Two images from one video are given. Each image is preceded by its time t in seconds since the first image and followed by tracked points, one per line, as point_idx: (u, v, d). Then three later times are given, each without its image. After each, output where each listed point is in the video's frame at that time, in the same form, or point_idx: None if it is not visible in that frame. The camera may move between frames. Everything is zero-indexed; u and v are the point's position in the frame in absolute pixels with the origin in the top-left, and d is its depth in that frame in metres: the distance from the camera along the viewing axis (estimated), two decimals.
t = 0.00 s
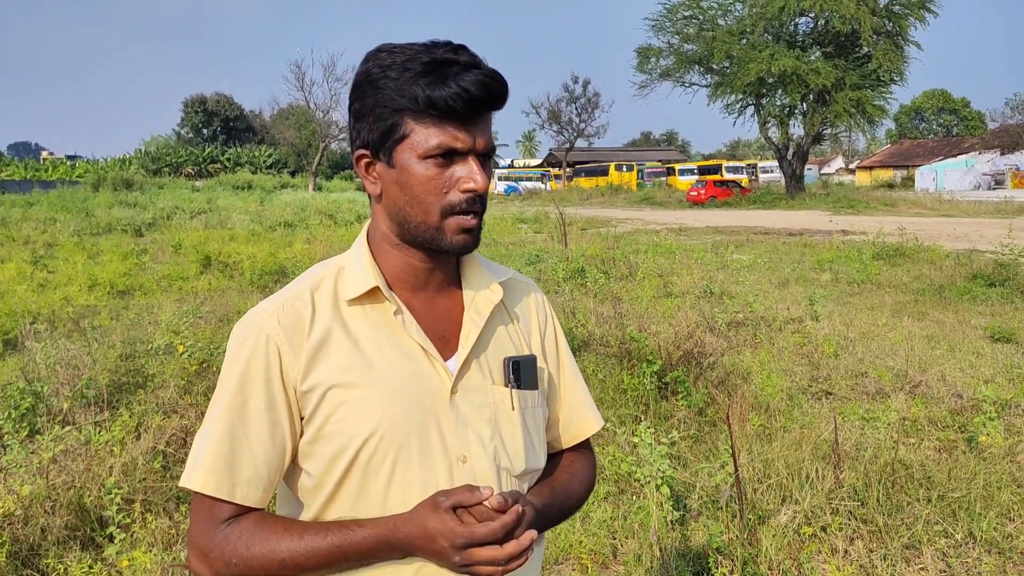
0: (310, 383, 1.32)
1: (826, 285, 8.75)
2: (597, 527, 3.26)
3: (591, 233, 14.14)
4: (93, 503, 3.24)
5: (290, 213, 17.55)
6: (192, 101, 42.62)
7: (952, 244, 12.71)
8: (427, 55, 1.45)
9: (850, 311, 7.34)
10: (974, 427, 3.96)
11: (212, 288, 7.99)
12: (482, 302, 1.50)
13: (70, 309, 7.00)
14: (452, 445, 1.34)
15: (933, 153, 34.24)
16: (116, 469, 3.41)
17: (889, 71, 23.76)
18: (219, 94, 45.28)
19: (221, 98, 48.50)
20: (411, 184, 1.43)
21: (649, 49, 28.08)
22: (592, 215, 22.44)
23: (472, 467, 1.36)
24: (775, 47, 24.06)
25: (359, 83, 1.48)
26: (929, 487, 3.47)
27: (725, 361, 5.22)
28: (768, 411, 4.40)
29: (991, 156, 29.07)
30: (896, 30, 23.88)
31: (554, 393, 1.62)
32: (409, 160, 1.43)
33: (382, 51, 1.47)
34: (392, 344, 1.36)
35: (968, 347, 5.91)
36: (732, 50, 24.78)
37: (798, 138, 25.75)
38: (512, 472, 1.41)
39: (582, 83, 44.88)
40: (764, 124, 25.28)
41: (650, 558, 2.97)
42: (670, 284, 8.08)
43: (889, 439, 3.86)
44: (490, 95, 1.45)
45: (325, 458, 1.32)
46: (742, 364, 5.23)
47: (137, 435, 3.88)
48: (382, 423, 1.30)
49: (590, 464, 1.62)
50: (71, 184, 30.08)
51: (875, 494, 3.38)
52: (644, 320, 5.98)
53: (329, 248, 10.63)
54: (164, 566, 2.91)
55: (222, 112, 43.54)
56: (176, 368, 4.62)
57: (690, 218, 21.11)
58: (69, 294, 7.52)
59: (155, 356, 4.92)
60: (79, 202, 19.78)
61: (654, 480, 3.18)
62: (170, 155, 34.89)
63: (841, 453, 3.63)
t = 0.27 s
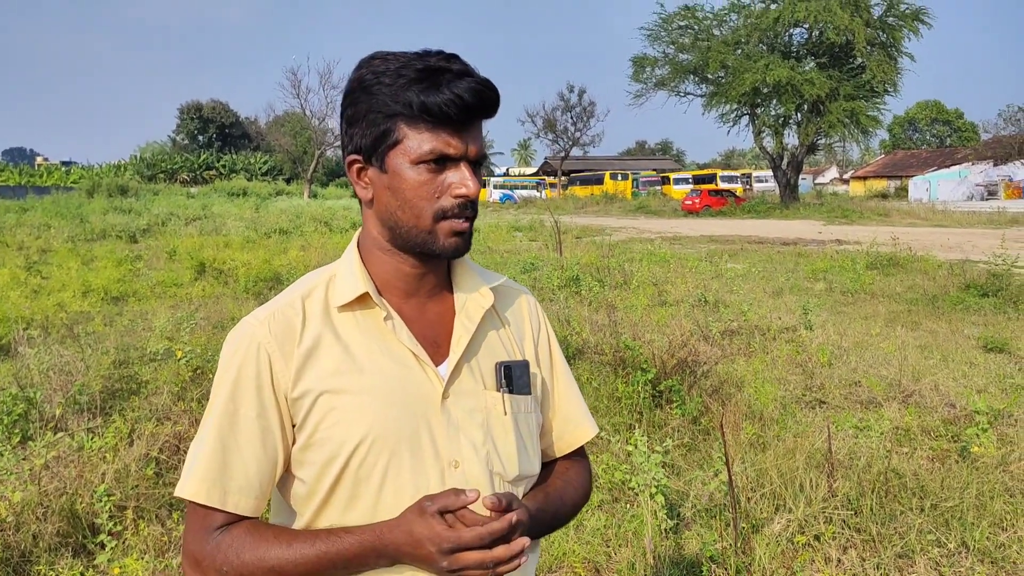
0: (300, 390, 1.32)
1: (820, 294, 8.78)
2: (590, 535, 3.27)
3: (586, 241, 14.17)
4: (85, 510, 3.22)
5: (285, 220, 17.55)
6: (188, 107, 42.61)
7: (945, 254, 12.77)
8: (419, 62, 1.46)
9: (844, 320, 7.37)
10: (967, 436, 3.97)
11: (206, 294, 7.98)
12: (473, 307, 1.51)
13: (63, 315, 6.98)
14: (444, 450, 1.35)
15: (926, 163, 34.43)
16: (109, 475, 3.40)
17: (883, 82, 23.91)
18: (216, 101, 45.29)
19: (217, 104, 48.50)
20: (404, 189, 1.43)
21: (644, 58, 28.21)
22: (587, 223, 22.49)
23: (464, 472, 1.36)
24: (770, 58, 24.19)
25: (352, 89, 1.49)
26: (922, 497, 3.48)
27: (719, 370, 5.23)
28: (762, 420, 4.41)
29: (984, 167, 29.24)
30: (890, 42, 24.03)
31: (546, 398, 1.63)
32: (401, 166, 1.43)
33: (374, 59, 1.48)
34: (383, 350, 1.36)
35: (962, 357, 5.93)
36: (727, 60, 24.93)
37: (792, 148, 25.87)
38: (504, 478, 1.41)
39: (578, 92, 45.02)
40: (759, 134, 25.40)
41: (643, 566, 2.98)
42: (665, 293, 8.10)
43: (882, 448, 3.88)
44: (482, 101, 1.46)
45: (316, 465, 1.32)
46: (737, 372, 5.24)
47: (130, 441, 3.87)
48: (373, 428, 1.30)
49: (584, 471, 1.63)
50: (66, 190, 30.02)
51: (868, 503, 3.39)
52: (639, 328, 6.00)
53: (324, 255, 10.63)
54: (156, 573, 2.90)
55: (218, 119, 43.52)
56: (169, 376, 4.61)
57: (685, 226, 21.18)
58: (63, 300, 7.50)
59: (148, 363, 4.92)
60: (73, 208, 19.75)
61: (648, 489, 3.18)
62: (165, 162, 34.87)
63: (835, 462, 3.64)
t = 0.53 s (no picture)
0: (292, 389, 1.32)
1: (816, 302, 8.80)
2: (585, 542, 3.26)
3: (583, 248, 14.17)
4: (79, 514, 3.21)
5: (282, 226, 17.55)
6: (185, 112, 42.62)
7: (940, 263, 12.80)
8: (406, 63, 1.47)
9: (840, 328, 7.38)
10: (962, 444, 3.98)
11: (202, 299, 7.97)
12: (465, 306, 1.51)
13: (59, 319, 6.96)
14: (437, 450, 1.35)
15: (922, 173, 34.56)
16: (103, 480, 3.39)
17: (879, 91, 24.01)
18: (213, 107, 45.31)
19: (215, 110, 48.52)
20: (395, 189, 1.44)
21: (642, 66, 28.31)
22: (584, 230, 22.53)
23: (456, 472, 1.36)
24: (767, 67, 24.29)
25: (341, 92, 1.50)
26: (916, 505, 3.49)
27: (715, 377, 5.24)
28: (757, 427, 4.41)
29: (979, 176, 29.36)
30: (886, 51, 24.15)
31: (543, 400, 1.63)
32: (392, 166, 1.44)
33: (361, 61, 1.48)
34: (375, 349, 1.37)
35: (957, 366, 5.94)
36: (724, 69, 25.03)
37: (789, 156, 25.94)
38: (497, 478, 1.41)
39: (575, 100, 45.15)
40: (755, 142, 25.49)
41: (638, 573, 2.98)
42: (661, 300, 8.11)
43: (877, 455, 3.88)
44: (469, 98, 1.47)
45: (308, 465, 1.33)
46: (732, 380, 5.25)
47: (125, 445, 3.86)
48: (365, 426, 1.30)
49: (583, 472, 1.63)
50: (63, 194, 29.97)
51: (862, 510, 3.39)
52: (635, 335, 6.00)
53: (321, 261, 10.63)
54: None
55: (215, 124, 43.51)
56: (165, 381, 4.61)
57: (682, 234, 21.21)
58: (59, 304, 7.48)
59: (143, 367, 4.91)
60: (69, 213, 19.73)
61: (643, 496, 3.17)
62: (162, 167, 34.85)
63: (829, 470, 3.64)
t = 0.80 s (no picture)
0: (294, 394, 1.33)
1: (816, 311, 8.80)
2: (584, 549, 3.25)
3: (583, 255, 14.17)
4: (78, 519, 3.21)
5: (283, 231, 17.56)
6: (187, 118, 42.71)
7: (941, 273, 12.80)
8: (406, 75, 1.47)
9: (841, 337, 7.38)
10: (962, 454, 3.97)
11: (203, 305, 7.98)
12: (466, 313, 1.51)
13: (59, 324, 6.97)
14: (437, 457, 1.35)
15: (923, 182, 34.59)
16: (103, 485, 3.39)
17: (880, 100, 24.05)
18: (215, 112, 45.42)
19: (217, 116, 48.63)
20: (395, 200, 1.45)
21: (643, 74, 28.37)
22: (585, 238, 22.54)
23: (456, 478, 1.36)
24: (768, 75, 24.32)
25: (342, 102, 1.50)
26: (917, 514, 3.48)
27: (716, 385, 5.23)
28: (757, 436, 4.41)
29: (980, 186, 29.38)
30: (887, 61, 24.20)
31: (549, 402, 1.62)
32: (392, 177, 1.45)
33: (361, 73, 1.49)
34: (376, 355, 1.37)
35: (958, 376, 5.93)
36: (726, 77, 25.08)
37: (790, 165, 25.97)
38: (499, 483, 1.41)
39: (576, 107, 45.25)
40: (757, 150, 25.52)
41: None
42: (661, 308, 8.11)
43: (878, 465, 3.88)
44: (469, 110, 1.48)
45: (308, 469, 1.33)
46: (733, 388, 5.24)
47: (125, 451, 3.86)
48: (365, 433, 1.31)
49: (607, 465, 1.60)
50: (65, 199, 30.00)
51: (863, 520, 3.39)
52: (635, 343, 6.00)
53: (321, 266, 10.64)
54: None
55: (217, 130, 43.57)
56: (166, 386, 4.61)
57: (683, 242, 21.21)
58: (60, 309, 7.49)
59: (144, 373, 4.91)
60: (70, 217, 19.75)
61: (643, 504, 3.18)
62: (164, 172, 34.90)
63: (830, 479, 3.64)
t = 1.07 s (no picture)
0: (299, 398, 1.33)
1: (819, 320, 8.80)
2: (586, 558, 3.24)
3: (586, 264, 14.18)
4: (79, 525, 3.21)
5: (286, 239, 17.60)
6: (192, 126, 42.86)
7: (945, 283, 12.78)
8: (411, 75, 1.49)
9: (844, 347, 7.37)
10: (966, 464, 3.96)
11: (206, 311, 8.00)
12: (470, 319, 1.52)
13: (63, 330, 6.98)
14: (439, 461, 1.35)
15: (926, 192, 34.59)
16: (104, 491, 3.39)
17: (883, 111, 24.08)
18: (220, 120, 45.61)
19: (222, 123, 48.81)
20: (404, 198, 1.46)
21: (647, 84, 28.44)
22: (588, 246, 22.55)
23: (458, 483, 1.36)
24: (772, 85, 24.37)
25: (349, 104, 1.52)
26: (920, 525, 3.47)
27: (718, 394, 5.23)
28: (759, 445, 4.40)
29: (984, 196, 29.37)
30: (890, 71, 24.25)
31: (546, 409, 1.63)
32: (401, 175, 1.46)
33: (367, 76, 1.51)
34: (380, 359, 1.38)
35: (961, 386, 5.92)
36: (729, 86, 25.14)
37: (793, 175, 25.99)
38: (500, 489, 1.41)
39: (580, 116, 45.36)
40: (760, 160, 25.55)
41: None
42: (664, 317, 8.11)
43: (881, 475, 3.86)
44: (475, 107, 1.50)
45: (313, 473, 1.33)
46: (735, 397, 5.23)
47: (127, 457, 3.86)
48: (369, 436, 1.31)
49: (591, 476, 1.61)
50: (69, 206, 30.09)
51: (865, 529, 3.38)
52: (638, 351, 6.00)
53: (325, 274, 10.65)
54: None
55: (221, 137, 43.68)
56: (168, 393, 4.61)
57: (686, 251, 21.21)
58: (63, 315, 7.50)
59: (147, 379, 4.92)
60: (75, 224, 19.81)
61: (645, 512, 3.17)
62: (168, 179, 35.01)
63: (833, 488, 3.62)
